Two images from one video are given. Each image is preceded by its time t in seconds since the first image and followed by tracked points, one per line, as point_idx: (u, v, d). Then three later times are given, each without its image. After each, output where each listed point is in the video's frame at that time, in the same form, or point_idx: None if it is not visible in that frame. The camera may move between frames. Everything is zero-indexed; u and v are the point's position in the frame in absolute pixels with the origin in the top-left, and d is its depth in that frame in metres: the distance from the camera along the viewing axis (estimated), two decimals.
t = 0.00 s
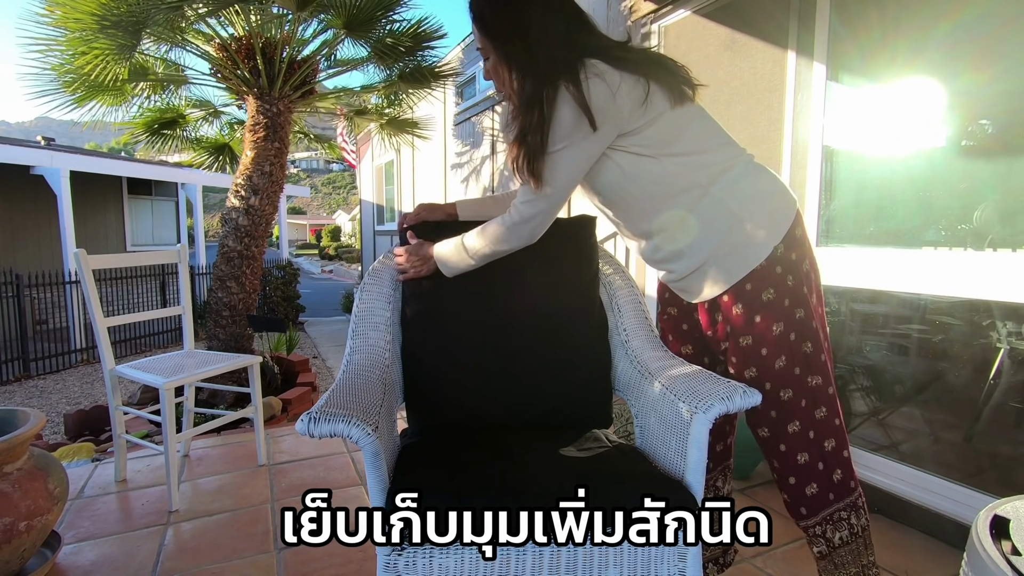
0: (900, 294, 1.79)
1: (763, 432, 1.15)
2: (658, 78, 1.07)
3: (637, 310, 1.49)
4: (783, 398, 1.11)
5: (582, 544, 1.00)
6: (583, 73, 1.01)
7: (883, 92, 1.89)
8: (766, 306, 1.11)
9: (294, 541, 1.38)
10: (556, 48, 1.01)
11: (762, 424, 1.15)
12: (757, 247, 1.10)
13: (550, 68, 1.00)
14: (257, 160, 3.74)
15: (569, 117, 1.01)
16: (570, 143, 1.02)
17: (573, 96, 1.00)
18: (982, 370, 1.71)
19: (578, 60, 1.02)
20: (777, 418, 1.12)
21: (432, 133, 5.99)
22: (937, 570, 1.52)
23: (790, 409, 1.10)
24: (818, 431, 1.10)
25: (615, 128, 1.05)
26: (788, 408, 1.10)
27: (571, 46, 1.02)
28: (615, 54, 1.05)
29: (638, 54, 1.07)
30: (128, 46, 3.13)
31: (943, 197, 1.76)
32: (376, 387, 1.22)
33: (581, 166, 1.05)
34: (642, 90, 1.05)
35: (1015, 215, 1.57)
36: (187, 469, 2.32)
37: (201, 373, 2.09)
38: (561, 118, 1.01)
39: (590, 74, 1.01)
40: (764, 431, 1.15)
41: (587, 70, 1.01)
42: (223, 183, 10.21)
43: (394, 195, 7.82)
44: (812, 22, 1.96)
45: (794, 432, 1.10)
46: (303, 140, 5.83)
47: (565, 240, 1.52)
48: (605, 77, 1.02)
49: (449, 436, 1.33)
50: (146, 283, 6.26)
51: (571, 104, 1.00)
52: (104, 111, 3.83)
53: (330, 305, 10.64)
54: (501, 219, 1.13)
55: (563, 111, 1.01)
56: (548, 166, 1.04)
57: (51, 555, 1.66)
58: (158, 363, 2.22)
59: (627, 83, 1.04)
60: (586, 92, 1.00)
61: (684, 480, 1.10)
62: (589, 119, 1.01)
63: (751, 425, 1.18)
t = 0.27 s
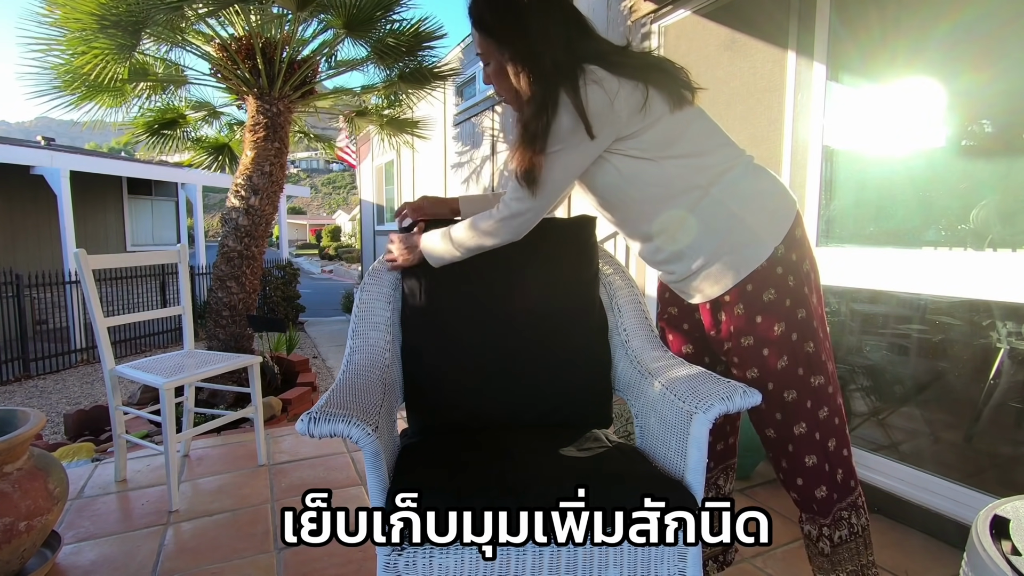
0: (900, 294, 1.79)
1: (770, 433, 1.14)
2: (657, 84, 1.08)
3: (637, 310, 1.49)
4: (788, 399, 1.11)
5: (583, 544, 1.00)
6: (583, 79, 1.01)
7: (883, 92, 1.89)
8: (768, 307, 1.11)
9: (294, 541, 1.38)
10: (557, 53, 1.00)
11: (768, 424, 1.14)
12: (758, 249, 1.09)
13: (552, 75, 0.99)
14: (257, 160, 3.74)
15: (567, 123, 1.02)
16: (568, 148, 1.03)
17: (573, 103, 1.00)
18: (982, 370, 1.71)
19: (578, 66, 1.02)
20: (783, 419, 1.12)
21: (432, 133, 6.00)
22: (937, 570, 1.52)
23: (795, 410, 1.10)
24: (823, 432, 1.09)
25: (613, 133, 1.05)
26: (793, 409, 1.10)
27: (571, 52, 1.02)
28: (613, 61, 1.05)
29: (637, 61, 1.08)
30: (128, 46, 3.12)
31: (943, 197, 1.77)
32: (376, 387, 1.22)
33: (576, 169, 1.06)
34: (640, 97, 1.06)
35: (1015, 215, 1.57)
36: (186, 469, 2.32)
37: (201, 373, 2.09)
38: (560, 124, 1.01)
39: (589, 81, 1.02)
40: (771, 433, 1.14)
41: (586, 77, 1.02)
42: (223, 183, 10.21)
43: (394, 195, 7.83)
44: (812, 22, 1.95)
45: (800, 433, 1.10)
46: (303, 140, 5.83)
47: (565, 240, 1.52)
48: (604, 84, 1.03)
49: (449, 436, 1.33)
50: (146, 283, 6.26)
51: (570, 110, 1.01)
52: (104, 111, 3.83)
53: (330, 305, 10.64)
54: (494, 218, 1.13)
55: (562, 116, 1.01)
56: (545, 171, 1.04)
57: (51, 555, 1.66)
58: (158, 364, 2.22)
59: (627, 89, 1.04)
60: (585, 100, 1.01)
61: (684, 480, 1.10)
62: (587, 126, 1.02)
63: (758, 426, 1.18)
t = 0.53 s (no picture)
0: (899, 294, 1.79)
1: (763, 429, 1.15)
2: (657, 90, 1.08)
3: (637, 310, 1.48)
4: (784, 398, 1.11)
5: (583, 544, 1.00)
6: (585, 87, 1.00)
7: (883, 92, 1.90)
8: (766, 307, 1.10)
9: (294, 541, 1.38)
10: (559, 61, 1.00)
11: (762, 421, 1.15)
12: (758, 249, 1.09)
13: (555, 83, 0.99)
14: (257, 160, 3.74)
15: (571, 133, 1.01)
16: (572, 158, 1.03)
17: (576, 112, 1.00)
18: (982, 370, 1.71)
19: (581, 74, 1.01)
20: (777, 418, 1.12)
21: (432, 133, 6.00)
22: (938, 570, 1.52)
23: (791, 409, 1.10)
24: (818, 430, 1.10)
25: (615, 140, 1.05)
26: (789, 408, 1.11)
27: (573, 59, 1.02)
28: (614, 68, 1.05)
29: (637, 67, 1.07)
30: (128, 46, 3.12)
31: (943, 197, 1.77)
32: (376, 387, 1.22)
33: (581, 178, 1.06)
34: (641, 103, 1.06)
35: (1016, 216, 1.57)
36: (186, 469, 2.32)
37: (201, 373, 2.09)
38: (563, 134, 1.01)
39: (591, 89, 1.01)
40: (765, 429, 1.15)
41: (589, 85, 1.01)
42: (223, 183, 10.21)
43: (394, 195, 7.83)
44: (812, 22, 1.95)
45: (794, 431, 1.10)
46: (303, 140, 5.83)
47: (565, 240, 1.52)
48: (606, 91, 1.02)
49: (449, 436, 1.33)
50: (146, 283, 6.26)
51: (573, 119, 1.00)
52: (104, 111, 3.83)
53: (330, 305, 10.64)
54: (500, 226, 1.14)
55: (566, 125, 1.00)
56: (549, 180, 1.04)
57: (51, 555, 1.66)
58: (158, 364, 2.22)
59: (629, 96, 1.04)
60: (588, 108, 1.00)
61: (684, 480, 1.10)
62: (590, 135, 1.01)
63: (751, 424, 1.18)
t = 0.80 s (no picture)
0: (899, 294, 1.79)
1: (761, 430, 1.15)
2: (666, 91, 1.07)
3: (637, 310, 1.48)
4: (784, 397, 1.11)
5: (582, 544, 1.00)
6: (596, 92, 1.00)
7: (883, 92, 1.89)
8: (770, 307, 1.11)
9: (294, 541, 1.38)
10: (567, 69, 0.99)
11: (761, 421, 1.14)
12: (762, 250, 1.10)
13: (565, 91, 0.98)
14: (257, 160, 3.74)
15: (587, 139, 1.01)
16: (589, 164, 1.02)
17: (589, 117, 0.99)
18: (982, 370, 1.71)
19: (590, 79, 1.01)
20: (777, 417, 1.12)
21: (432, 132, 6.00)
22: (937, 570, 1.52)
23: (791, 408, 1.10)
24: (818, 430, 1.10)
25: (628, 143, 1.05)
26: (789, 407, 1.11)
27: (580, 65, 1.01)
28: (621, 70, 1.05)
29: (644, 68, 1.07)
30: (128, 46, 3.12)
31: (943, 197, 1.77)
32: (376, 387, 1.22)
33: (601, 184, 1.04)
34: (652, 105, 1.05)
35: (1016, 216, 1.57)
36: (186, 469, 2.32)
37: (201, 373, 2.09)
38: (578, 141, 1.00)
39: (602, 93, 1.00)
40: (763, 429, 1.14)
41: (599, 89, 1.00)
42: (223, 183, 10.21)
43: (394, 195, 7.83)
44: (812, 22, 1.95)
45: (795, 430, 1.10)
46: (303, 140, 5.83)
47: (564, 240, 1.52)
48: (617, 94, 1.01)
49: (449, 436, 1.33)
50: (146, 283, 6.26)
51: (586, 124, 1.00)
52: (104, 111, 3.83)
53: (330, 305, 10.64)
54: (538, 240, 1.14)
55: (579, 131, 1.00)
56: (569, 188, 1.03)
57: (51, 555, 1.66)
58: (158, 363, 2.22)
59: (639, 99, 1.04)
60: (600, 112, 0.99)
61: (684, 480, 1.10)
62: (606, 139, 1.01)
63: (750, 424, 1.18)
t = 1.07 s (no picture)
0: (899, 294, 1.79)
1: (768, 430, 1.15)
2: (681, 93, 1.05)
3: (637, 310, 1.48)
4: (790, 399, 1.11)
5: (582, 544, 1.00)
6: (610, 96, 0.98)
7: (883, 92, 1.89)
8: (777, 310, 1.11)
9: (294, 541, 1.38)
10: (579, 74, 0.97)
11: (767, 421, 1.15)
12: (771, 252, 1.10)
13: (577, 97, 0.97)
14: (257, 160, 3.74)
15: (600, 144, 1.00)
16: (601, 169, 1.01)
17: (604, 123, 0.98)
18: (982, 370, 1.71)
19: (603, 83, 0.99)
20: (783, 418, 1.12)
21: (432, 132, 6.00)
22: (938, 570, 1.52)
23: (796, 409, 1.11)
24: (823, 432, 1.10)
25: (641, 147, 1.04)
26: (794, 409, 1.11)
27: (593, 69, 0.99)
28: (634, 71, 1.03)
29: (658, 68, 1.05)
30: (128, 46, 3.12)
31: (943, 197, 1.77)
32: (376, 387, 1.22)
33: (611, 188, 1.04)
34: (666, 107, 1.04)
35: (1016, 216, 1.57)
36: (186, 469, 2.32)
37: (201, 373, 2.09)
38: (591, 147, 0.99)
39: (616, 96, 0.99)
40: (770, 429, 1.15)
41: (613, 93, 0.99)
42: (223, 183, 10.21)
43: (394, 195, 7.83)
44: (812, 22, 1.95)
45: (799, 432, 1.11)
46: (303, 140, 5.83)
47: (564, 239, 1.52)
48: (631, 97, 1.00)
49: (450, 436, 1.33)
50: (146, 283, 6.26)
51: (601, 130, 0.99)
52: (103, 111, 3.83)
53: (330, 305, 10.65)
54: (538, 240, 1.14)
55: (593, 137, 0.99)
56: (581, 193, 1.03)
57: (51, 555, 1.66)
58: (158, 363, 2.22)
59: (653, 102, 1.02)
60: (615, 117, 0.98)
61: (684, 480, 1.10)
62: (621, 144, 1.00)
63: (756, 423, 1.19)
